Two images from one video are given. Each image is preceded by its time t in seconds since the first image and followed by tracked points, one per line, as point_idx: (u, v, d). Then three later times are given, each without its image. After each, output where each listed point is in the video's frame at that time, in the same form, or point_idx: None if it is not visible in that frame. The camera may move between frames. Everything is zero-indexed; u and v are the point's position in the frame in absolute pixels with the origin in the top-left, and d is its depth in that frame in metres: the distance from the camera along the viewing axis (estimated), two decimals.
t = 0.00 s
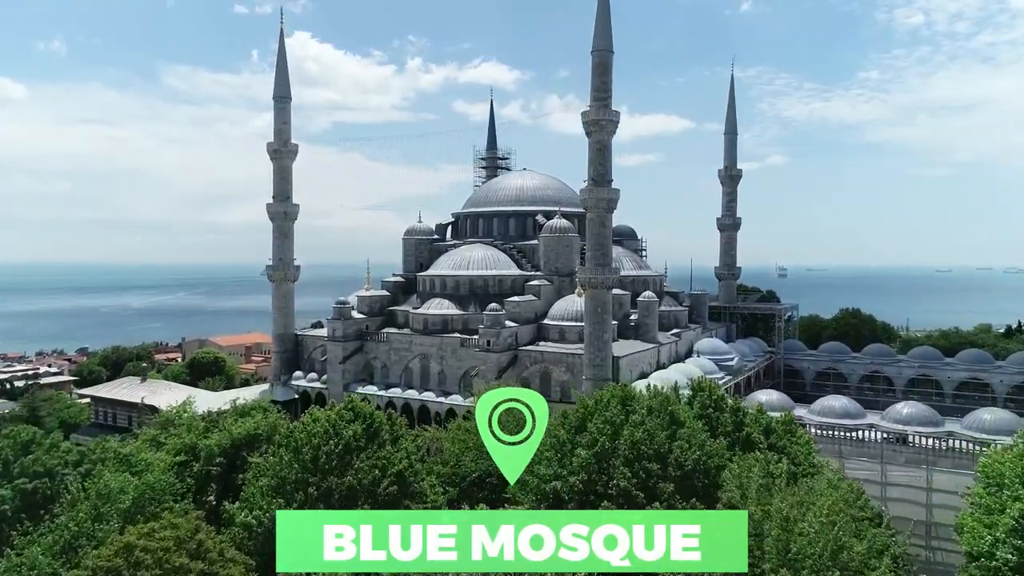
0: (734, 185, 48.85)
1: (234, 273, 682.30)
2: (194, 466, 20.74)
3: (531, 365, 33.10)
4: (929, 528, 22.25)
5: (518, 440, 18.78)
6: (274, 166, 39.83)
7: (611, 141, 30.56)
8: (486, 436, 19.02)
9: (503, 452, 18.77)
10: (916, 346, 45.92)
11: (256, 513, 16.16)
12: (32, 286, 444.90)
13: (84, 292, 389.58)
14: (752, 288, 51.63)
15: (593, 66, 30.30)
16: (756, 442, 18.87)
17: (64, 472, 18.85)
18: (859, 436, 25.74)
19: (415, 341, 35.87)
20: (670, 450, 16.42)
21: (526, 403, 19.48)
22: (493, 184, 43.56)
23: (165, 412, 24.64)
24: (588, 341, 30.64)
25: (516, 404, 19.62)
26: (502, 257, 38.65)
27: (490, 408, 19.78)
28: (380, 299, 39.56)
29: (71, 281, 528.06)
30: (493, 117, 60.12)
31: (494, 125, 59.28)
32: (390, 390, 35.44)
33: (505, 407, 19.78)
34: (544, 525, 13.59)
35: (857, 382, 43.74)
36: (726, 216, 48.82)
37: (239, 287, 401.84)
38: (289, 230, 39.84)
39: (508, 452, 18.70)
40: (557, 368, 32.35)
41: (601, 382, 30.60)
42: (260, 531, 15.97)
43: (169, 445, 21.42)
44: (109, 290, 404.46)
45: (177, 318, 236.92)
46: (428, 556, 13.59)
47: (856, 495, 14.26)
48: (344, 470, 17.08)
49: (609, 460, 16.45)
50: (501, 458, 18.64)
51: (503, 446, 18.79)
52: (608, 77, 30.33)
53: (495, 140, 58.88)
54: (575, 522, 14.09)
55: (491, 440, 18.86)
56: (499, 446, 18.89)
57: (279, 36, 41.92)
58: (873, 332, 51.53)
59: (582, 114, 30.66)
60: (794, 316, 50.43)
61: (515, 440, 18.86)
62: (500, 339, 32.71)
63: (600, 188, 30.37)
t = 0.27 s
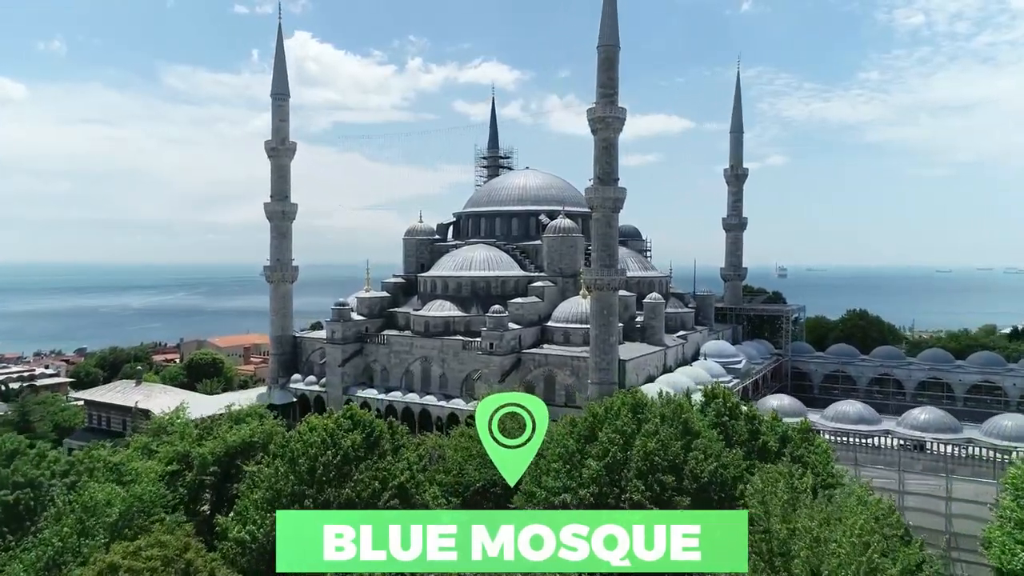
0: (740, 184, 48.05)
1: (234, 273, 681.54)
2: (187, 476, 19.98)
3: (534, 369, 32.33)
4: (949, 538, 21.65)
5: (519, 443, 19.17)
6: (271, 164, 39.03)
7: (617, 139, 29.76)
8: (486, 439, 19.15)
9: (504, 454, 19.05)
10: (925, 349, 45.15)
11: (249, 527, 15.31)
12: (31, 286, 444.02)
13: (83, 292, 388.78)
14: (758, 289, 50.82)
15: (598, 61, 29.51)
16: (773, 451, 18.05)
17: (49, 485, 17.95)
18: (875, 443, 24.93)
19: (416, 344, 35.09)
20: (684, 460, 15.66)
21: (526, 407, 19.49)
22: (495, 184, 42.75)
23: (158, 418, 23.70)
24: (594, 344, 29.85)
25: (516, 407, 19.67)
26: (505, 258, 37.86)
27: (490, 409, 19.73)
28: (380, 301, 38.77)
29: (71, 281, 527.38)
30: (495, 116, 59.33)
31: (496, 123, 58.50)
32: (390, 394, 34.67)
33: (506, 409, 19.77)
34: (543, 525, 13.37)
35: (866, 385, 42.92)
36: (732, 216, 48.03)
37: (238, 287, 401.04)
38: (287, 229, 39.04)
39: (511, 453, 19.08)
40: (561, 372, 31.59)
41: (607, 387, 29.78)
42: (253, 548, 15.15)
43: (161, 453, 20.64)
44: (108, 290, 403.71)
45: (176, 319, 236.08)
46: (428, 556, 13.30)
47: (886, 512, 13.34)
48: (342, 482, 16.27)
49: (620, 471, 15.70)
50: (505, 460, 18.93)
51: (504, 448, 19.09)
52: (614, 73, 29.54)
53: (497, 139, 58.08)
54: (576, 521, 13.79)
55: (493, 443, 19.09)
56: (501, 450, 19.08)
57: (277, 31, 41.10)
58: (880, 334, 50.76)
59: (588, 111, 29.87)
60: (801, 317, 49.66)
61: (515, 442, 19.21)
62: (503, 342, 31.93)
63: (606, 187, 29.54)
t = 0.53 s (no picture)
0: (748, 183, 47.08)
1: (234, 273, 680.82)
2: (179, 487, 19.11)
3: (539, 373, 31.41)
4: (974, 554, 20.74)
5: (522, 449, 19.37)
6: (269, 163, 38.09)
7: (625, 136, 28.80)
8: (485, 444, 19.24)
9: (505, 461, 19.13)
10: (938, 352, 44.16)
11: (241, 547, 14.38)
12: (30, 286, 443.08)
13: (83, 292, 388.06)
14: (766, 290, 49.84)
15: (606, 56, 28.56)
16: (795, 464, 17.10)
17: (30, 499, 17.32)
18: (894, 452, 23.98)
19: (417, 347, 34.16)
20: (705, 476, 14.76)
21: (526, 413, 19.96)
22: (497, 183, 41.80)
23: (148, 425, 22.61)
24: (601, 348, 28.92)
25: (517, 413, 20.06)
26: (508, 259, 36.90)
27: (490, 416, 20.11)
28: (380, 303, 37.84)
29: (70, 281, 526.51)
30: (497, 114, 58.40)
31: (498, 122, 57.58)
32: (391, 399, 33.73)
33: (507, 416, 20.09)
34: (544, 524, 13.64)
35: (878, 389, 41.94)
36: (740, 215, 47.06)
37: (238, 287, 400.39)
38: (285, 230, 38.10)
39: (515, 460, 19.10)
40: (567, 376, 30.67)
41: (614, 392, 28.82)
42: (245, 570, 14.19)
43: (150, 463, 19.69)
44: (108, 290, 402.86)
45: (176, 319, 235.29)
46: (428, 557, 13.53)
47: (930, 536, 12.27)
48: (340, 498, 15.43)
49: (637, 487, 14.78)
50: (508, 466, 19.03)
51: (504, 455, 19.18)
52: (622, 68, 28.59)
53: (499, 137, 57.11)
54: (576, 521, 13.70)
55: (495, 452, 19.16)
56: (505, 457, 19.15)
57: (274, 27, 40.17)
58: (890, 337, 49.76)
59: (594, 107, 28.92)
60: (809, 319, 48.68)
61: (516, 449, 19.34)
62: (506, 345, 31.00)
63: (614, 185, 28.54)
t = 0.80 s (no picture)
0: (756, 183, 46.15)
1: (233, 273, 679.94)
2: (169, 501, 18.16)
3: (544, 378, 30.50)
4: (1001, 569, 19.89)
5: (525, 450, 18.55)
6: (267, 161, 37.15)
7: (634, 134, 27.86)
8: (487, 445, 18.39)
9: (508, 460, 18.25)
10: (950, 355, 43.24)
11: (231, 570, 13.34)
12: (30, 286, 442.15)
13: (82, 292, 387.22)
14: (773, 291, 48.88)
15: (614, 50, 27.64)
16: (820, 479, 16.14)
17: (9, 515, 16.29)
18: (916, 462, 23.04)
19: (418, 351, 33.24)
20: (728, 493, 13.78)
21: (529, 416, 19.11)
22: (500, 182, 40.84)
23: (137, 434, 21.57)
24: (609, 353, 27.96)
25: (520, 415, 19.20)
26: (512, 260, 35.96)
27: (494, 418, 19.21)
28: (381, 305, 36.91)
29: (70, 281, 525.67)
30: (499, 112, 57.46)
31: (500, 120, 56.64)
32: (391, 404, 32.76)
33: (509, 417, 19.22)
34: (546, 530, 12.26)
35: (889, 393, 41.01)
36: (747, 215, 46.12)
37: (238, 287, 399.40)
38: (282, 230, 37.15)
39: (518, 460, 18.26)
40: (573, 381, 29.77)
41: (622, 398, 27.86)
42: None
43: (139, 475, 18.72)
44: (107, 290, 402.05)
45: (176, 318, 234.79)
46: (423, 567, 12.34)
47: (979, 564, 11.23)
48: (337, 517, 14.39)
49: (655, 504, 13.78)
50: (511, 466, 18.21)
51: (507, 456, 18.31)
52: (630, 62, 27.65)
53: (501, 136, 56.14)
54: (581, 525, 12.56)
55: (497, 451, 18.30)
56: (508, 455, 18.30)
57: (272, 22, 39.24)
58: (900, 339, 48.84)
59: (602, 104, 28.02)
60: (818, 322, 47.77)
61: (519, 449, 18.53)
62: (511, 350, 30.05)
63: (623, 184, 27.59)
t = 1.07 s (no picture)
0: (763, 182, 45.31)
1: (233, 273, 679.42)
2: (159, 514, 17.34)
3: (548, 383, 29.72)
4: None
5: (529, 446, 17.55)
6: (264, 160, 36.32)
7: (641, 131, 27.00)
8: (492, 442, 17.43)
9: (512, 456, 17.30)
10: (962, 359, 42.39)
11: None
12: (29, 286, 441.33)
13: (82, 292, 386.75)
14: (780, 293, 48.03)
15: (621, 46, 26.81)
16: (844, 493, 15.28)
17: None
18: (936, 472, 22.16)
19: (420, 354, 32.46)
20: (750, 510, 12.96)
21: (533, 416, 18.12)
22: (503, 181, 39.99)
23: (127, 442, 20.68)
24: (615, 357, 27.12)
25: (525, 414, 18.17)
26: (515, 261, 35.12)
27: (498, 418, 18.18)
28: (381, 307, 36.08)
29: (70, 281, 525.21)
30: (501, 111, 56.65)
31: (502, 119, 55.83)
32: (391, 409, 31.93)
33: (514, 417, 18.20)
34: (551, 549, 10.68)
35: (900, 397, 40.22)
36: (754, 215, 45.28)
37: (238, 288, 398.83)
38: (280, 230, 36.33)
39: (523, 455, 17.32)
40: (578, 386, 28.98)
41: (630, 404, 27.02)
42: None
43: (127, 487, 17.87)
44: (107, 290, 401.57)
45: (175, 318, 234.20)
46: None
47: None
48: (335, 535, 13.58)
49: (673, 521, 12.95)
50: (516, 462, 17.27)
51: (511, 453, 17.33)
52: (638, 58, 26.82)
53: (503, 134, 55.30)
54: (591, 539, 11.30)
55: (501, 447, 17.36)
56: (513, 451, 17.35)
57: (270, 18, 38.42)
58: (909, 342, 48.01)
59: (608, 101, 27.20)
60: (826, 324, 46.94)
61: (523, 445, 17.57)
62: (515, 354, 29.22)
63: (630, 183, 26.75)
